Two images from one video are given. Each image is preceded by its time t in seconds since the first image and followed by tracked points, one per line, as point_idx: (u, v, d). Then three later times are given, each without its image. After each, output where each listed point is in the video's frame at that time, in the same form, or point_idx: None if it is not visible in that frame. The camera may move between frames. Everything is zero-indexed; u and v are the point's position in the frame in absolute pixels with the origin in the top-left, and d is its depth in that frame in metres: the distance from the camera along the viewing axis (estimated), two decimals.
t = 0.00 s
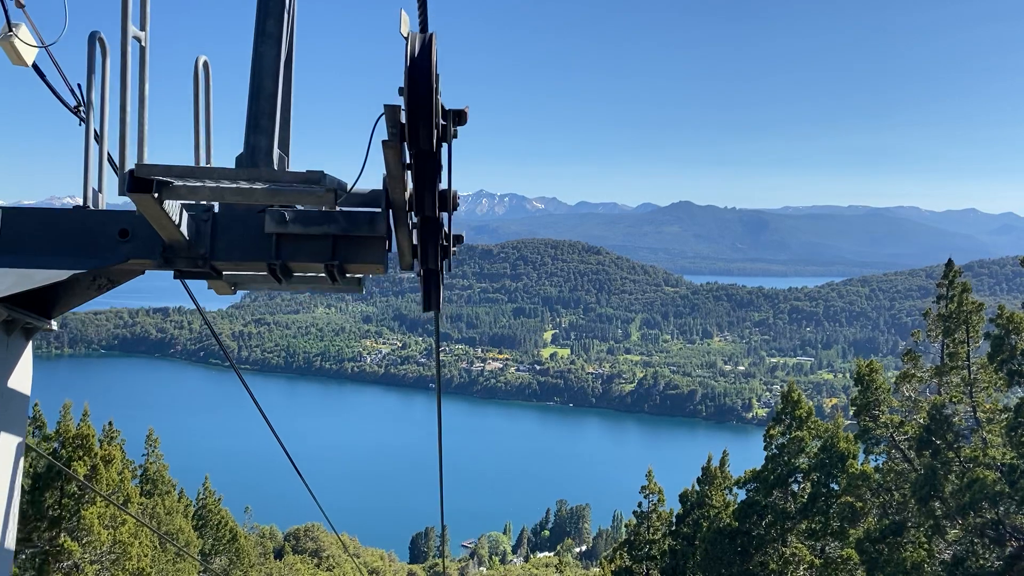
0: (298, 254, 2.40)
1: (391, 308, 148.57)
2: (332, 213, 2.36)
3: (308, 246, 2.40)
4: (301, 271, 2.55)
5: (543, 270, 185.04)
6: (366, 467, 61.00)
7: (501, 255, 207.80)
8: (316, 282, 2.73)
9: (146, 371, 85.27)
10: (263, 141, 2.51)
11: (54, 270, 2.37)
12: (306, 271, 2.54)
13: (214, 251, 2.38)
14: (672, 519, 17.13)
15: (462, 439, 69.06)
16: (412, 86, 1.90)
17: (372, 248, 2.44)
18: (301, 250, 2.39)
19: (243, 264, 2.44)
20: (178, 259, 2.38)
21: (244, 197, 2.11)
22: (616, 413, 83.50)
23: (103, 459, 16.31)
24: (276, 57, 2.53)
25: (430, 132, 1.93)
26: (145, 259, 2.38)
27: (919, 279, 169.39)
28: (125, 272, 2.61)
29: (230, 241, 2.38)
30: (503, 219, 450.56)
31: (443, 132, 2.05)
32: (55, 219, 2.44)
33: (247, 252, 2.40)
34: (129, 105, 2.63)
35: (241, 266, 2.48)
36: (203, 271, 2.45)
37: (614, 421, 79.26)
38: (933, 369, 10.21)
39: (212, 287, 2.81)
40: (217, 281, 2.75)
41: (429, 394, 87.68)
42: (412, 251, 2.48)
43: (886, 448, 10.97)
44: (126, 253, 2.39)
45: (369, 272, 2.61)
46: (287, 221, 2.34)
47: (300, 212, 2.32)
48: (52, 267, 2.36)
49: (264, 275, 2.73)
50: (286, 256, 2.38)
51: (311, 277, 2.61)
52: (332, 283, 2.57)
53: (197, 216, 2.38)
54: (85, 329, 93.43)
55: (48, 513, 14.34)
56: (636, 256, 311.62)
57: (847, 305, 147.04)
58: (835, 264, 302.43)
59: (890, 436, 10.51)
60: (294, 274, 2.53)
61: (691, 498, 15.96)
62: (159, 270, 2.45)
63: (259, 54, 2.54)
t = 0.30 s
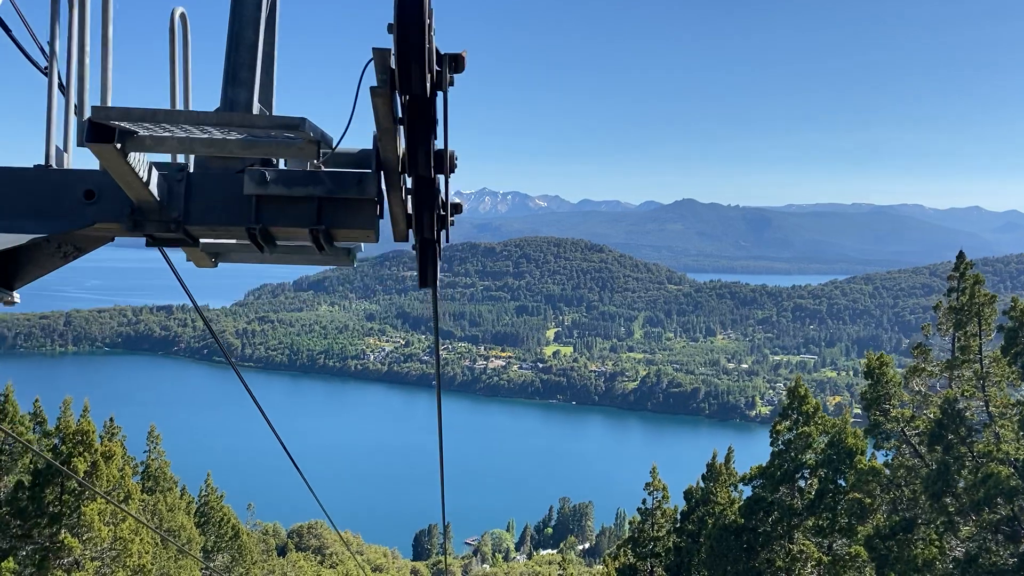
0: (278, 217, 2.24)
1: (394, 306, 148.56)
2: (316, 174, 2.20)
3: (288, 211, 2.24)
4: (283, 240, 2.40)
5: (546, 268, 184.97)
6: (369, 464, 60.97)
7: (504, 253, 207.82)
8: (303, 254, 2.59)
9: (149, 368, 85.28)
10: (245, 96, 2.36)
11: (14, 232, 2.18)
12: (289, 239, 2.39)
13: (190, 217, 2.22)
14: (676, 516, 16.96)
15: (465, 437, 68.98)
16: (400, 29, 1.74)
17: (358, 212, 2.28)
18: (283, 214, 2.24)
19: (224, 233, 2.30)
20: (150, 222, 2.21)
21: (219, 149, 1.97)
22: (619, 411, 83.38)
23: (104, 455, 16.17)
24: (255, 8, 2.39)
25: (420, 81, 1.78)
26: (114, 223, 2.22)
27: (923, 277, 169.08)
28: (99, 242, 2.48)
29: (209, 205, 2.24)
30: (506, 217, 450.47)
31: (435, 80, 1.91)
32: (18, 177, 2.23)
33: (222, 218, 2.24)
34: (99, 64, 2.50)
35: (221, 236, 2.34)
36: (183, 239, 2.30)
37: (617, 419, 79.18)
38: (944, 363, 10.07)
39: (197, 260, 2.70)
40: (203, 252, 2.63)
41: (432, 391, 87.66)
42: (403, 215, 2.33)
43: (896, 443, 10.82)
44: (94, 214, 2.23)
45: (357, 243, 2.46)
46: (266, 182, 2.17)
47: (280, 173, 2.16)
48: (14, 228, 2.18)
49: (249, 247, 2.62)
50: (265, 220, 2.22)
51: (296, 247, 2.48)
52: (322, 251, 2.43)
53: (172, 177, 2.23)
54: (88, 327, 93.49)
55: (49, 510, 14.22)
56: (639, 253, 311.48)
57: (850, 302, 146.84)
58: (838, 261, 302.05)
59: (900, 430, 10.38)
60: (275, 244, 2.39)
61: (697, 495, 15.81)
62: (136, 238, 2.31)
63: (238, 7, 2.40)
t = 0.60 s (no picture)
0: (266, 177, 2.21)
1: (403, 303, 148.89)
2: (308, 129, 2.16)
3: (278, 169, 2.21)
4: (273, 203, 2.37)
5: (554, 265, 185.13)
6: (377, 460, 61.01)
7: (512, 251, 208.07)
8: (294, 223, 2.61)
9: (158, 365, 85.63)
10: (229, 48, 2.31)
11: None
12: (280, 201, 2.36)
13: (171, 176, 2.19)
14: (687, 512, 16.75)
15: (473, 433, 68.91)
16: None
17: (352, 172, 2.26)
18: (270, 171, 2.21)
19: (212, 198, 2.28)
20: (127, 181, 2.17)
21: (201, 89, 1.93)
22: (628, 408, 83.19)
23: (110, 450, 16.10)
24: None
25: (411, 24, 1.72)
26: (89, 181, 2.17)
27: (933, 273, 168.45)
28: (73, 205, 2.41)
29: (191, 160, 2.20)
30: (514, 213, 450.57)
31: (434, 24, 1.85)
32: None
33: (207, 176, 2.21)
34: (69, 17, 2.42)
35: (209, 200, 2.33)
36: (167, 204, 2.29)
37: (626, 416, 79.10)
38: (962, 356, 9.89)
39: (184, 227, 2.68)
40: (188, 218, 2.60)
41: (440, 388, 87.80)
42: (402, 174, 2.30)
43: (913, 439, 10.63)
44: (66, 173, 2.18)
45: (351, 208, 2.46)
46: (255, 138, 2.13)
47: (269, 127, 2.12)
48: None
49: (241, 214, 2.61)
50: (253, 181, 2.19)
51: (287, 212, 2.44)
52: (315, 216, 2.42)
53: (151, 131, 2.19)
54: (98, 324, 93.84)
55: (56, 505, 14.19)
56: (648, 249, 310.87)
57: (859, 298, 146.35)
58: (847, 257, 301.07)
59: (918, 424, 10.15)
60: (265, 207, 2.35)
61: (707, 491, 15.65)
62: (119, 203, 2.28)
63: None
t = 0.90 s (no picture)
0: (262, 126, 2.12)
1: (415, 299, 149.10)
2: (307, 72, 2.05)
3: (274, 118, 2.13)
4: (269, 159, 2.30)
5: (566, 261, 185.02)
6: (390, 457, 61.11)
7: (524, 248, 208.16)
8: (294, 188, 2.54)
9: (173, 363, 86.23)
10: None
11: None
12: (274, 156, 2.26)
13: (159, 126, 2.10)
14: (703, 507, 16.46)
15: (486, 430, 68.87)
16: None
17: (350, 124, 2.17)
18: (263, 121, 2.12)
19: (208, 154, 2.21)
20: (110, 131, 2.07)
21: (181, 25, 1.82)
22: (641, 405, 82.88)
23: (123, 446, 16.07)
24: None
25: None
26: (68, 130, 2.07)
27: (948, 267, 167.10)
28: (53, 158, 2.30)
29: (178, 110, 2.11)
30: (526, 210, 450.55)
31: None
32: None
33: (195, 124, 2.11)
34: None
35: (204, 156, 2.25)
36: (156, 156, 2.20)
37: (638, 412, 78.85)
38: (988, 347, 9.63)
39: (178, 194, 2.61)
40: (182, 180, 2.54)
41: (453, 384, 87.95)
42: (407, 130, 2.22)
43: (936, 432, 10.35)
44: (42, 120, 2.07)
45: (354, 162, 2.36)
46: (250, 81, 2.05)
47: (262, 71, 2.02)
48: None
49: (237, 173, 2.52)
50: (247, 127, 2.10)
51: (285, 166, 2.33)
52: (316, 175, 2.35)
53: (134, 77, 2.10)
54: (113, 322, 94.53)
55: (70, 501, 14.17)
56: (660, 245, 309.69)
57: (873, 294, 145.42)
58: (862, 252, 298.69)
59: (942, 417, 9.88)
60: (260, 162, 2.26)
61: (723, 486, 15.43)
62: (108, 155, 2.19)
63: None
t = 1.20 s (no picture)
0: (263, 64, 1.98)
1: (430, 296, 149.36)
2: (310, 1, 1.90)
3: (272, 50, 1.98)
4: (271, 105, 2.17)
5: (581, 257, 184.81)
6: (406, 451, 61.29)
7: (538, 244, 208.21)
8: (299, 139, 2.43)
9: (190, 359, 86.89)
10: None
11: None
12: (275, 101, 2.14)
13: (149, 61, 1.96)
14: (723, 503, 16.22)
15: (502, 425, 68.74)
16: None
17: (358, 56, 2.01)
18: (263, 53, 1.98)
19: (207, 100, 2.11)
20: (90, 68, 1.94)
21: None
22: (656, 401, 82.44)
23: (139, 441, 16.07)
24: None
25: None
26: (46, 66, 1.94)
27: (967, 261, 165.07)
28: (36, 105, 2.22)
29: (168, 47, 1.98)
30: (540, 206, 450.44)
31: None
32: None
33: (187, 56, 1.97)
34: None
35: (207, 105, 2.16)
36: (148, 104, 2.10)
37: (654, 408, 78.52)
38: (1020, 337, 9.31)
39: (171, 148, 2.49)
40: (178, 134, 2.41)
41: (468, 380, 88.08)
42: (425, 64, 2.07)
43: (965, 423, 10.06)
44: (15, 56, 1.95)
45: (366, 107, 2.22)
46: (245, 11, 1.90)
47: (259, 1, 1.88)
48: None
49: (239, 127, 2.40)
50: (243, 63, 1.95)
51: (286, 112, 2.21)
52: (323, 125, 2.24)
53: (119, 8, 1.96)
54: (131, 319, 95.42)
55: (86, 496, 14.17)
56: (675, 240, 308.22)
57: (891, 288, 143.93)
58: (879, 246, 295.56)
59: (974, 409, 9.56)
60: (261, 106, 2.13)
61: (743, 481, 15.19)
62: (93, 104, 2.10)
63: None
